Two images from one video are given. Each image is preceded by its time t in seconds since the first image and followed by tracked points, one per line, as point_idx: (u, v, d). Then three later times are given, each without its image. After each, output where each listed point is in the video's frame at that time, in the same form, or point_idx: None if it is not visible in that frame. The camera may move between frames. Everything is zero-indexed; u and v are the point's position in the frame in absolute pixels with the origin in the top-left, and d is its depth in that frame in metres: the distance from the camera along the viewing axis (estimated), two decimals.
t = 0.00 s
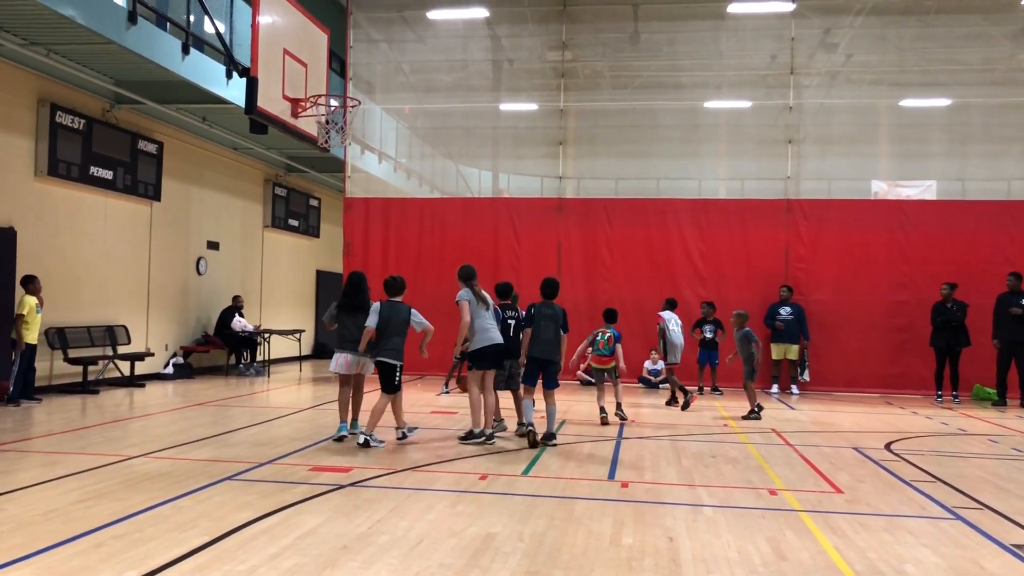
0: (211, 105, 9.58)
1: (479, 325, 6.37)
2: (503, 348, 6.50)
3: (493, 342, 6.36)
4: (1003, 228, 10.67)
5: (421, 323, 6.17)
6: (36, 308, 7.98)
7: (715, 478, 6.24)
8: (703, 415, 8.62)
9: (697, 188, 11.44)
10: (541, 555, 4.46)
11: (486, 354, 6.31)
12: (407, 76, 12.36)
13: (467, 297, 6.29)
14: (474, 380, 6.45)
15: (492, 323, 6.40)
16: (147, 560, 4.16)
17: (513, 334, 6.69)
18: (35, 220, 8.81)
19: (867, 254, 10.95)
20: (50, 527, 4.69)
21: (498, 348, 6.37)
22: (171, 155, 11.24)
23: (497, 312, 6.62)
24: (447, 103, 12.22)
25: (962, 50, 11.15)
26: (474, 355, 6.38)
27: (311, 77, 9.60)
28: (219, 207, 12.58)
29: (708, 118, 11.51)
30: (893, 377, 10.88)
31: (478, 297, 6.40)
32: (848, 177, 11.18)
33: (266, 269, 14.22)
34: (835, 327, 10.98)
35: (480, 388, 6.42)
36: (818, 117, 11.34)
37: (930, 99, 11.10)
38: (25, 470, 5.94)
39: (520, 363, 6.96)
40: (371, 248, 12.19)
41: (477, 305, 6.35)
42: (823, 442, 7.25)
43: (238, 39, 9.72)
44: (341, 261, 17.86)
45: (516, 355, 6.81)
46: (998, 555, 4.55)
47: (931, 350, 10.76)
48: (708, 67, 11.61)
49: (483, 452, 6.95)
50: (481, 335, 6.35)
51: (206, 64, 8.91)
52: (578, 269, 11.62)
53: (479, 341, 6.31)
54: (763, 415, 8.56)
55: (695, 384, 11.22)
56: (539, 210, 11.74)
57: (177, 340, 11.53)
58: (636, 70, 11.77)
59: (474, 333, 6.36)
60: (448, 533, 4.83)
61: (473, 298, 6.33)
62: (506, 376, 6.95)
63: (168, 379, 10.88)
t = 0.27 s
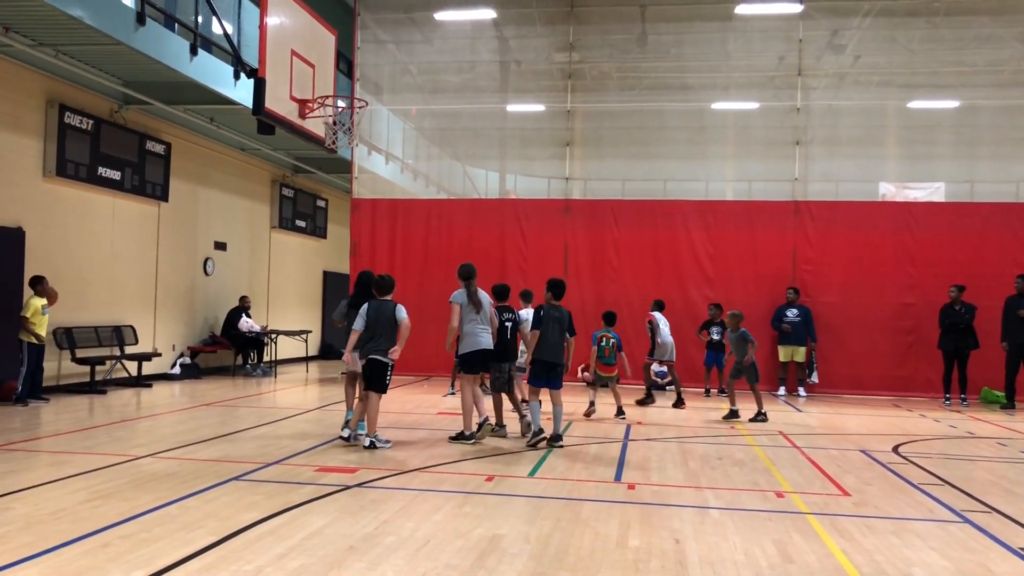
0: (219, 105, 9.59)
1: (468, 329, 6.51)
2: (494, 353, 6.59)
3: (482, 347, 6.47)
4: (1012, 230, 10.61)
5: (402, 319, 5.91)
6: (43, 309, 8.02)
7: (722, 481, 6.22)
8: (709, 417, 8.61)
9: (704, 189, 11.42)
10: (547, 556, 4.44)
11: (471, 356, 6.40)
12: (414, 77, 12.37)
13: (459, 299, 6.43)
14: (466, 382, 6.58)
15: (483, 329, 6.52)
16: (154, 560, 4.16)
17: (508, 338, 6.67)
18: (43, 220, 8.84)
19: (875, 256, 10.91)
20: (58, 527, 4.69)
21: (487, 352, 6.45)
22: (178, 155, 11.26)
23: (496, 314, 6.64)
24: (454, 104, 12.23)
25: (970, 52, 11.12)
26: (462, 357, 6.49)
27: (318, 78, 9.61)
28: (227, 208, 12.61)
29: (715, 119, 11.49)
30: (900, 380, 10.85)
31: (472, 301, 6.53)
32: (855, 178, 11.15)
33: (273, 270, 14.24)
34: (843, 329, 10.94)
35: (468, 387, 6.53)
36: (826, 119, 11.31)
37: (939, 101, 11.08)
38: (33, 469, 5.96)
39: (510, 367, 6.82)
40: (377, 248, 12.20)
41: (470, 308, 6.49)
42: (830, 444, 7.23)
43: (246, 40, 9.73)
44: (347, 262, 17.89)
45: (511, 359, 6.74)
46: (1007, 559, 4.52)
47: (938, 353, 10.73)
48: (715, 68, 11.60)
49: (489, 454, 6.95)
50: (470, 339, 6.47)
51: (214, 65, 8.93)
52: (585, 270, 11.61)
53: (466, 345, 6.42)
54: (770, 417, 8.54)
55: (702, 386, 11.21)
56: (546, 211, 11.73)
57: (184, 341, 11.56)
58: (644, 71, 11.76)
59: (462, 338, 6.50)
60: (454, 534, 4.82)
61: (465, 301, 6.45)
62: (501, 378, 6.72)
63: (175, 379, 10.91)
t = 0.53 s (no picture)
0: (226, 107, 9.62)
1: (462, 330, 6.52)
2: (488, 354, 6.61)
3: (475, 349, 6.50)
4: (1018, 232, 10.58)
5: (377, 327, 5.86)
6: (44, 310, 7.97)
7: (727, 483, 6.21)
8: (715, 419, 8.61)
9: (709, 191, 11.42)
10: (552, 558, 4.43)
11: (465, 359, 6.44)
12: (420, 79, 12.38)
13: (456, 301, 6.42)
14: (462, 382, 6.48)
15: (476, 331, 6.54)
16: (159, 560, 4.17)
17: (507, 337, 6.73)
18: (50, 222, 8.86)
19: (881, 258, 10.90)
20: (64, 527, 4.71)
21: (480, 354, 6.49)
22: (184, 157, 11.29)
23: (490, 315, 6.67)
24: (460, 105, 12.23)
25: (977, 54, 11.10)
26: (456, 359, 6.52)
27: (324, 79, 9.63)
28: (233, 209, 12.64)
29: (721, 121, 11.48)
30: (906, 382, 10.82)
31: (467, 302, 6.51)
32: (861, 180, 11.13)
33: (279, 271, 14.27)
34: (848, 331, 10.93)
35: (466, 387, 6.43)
36: (832, 120, 11.29)
37: (945, 102, 11.06)
38: (39, 470, 5.98)
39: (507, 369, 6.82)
40: (383, 249, 12.21)
41: (465, 309, 6.49)
42: (836, 447, 7.22)
43: (252, 42, 9.75)
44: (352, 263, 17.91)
45: (510, 359, 6.75)
46: (1013, 562, 4.49)
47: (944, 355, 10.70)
48: (721, 70, 11.59)
49: (494, 455, 6.95)
50: (463, 340, 6.51)
51: (220, 67, 8.95)
52: (590, 271, 11.61)
53: (460, 346, 6.47)
54: (775, 420, 8.53)
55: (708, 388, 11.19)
56: (551, 212, 11.74)
57: (190, 341, 11.58)
58: (649, 73, 11.76)
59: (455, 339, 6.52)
60: (459, 535, 4.81)
61: (462, 303, 6.44)
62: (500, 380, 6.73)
63: (181, 380, 10.94)
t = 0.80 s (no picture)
0: (230, 109, 9.63)
1: (456, 330, 6.52)
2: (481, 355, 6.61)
3: (468, 349, 6.50)
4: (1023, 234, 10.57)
5: (374, 328, 5.96)
6: (38, 310, 7.92)
7: (732, 485, 6.21)
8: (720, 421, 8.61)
9: (714, 193, 11.41)
10: (556, 560, 4.43)
11: (456, 359, 6.45)
12: (424, 80, 12.39)
13: (452, 301, 6.44)
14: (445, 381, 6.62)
15: (471, 331, 6.54)
16: (164, 561, 4.18)
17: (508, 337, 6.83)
18: (55, 223, 8.88)
19: (886, 260, 10.89)
20: (69, 528, 4.72)
21: (473, 355, 6.49)
22: (189, 158, 11.31)
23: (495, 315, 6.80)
24: (464, 107, 12.24)
25: (982, 55, 11.08)
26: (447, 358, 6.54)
27: (328, 82, 9.64)
28: (237, 211, 12.66)
29: (725, 123, 11.48)
30: (911, 384, 10.80)
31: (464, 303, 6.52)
32: (866, 182, 11.11)
33: (283, 272, 14.29)
34: (853, 333, 10.92)
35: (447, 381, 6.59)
36: (837, 122, 11.28)
37: (950, 104, 11.04)
38: (44, 470, 5.99)
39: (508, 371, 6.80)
40: (387, 251, 12.23)
41: (461, 310, 6.50)
42: (840, 449, 7.21)
43: (257, 44, 9.77)
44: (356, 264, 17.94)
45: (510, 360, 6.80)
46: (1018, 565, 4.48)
47: (949, 357, 10.68)
48: (726, 72, 11.58)
49: (498, 457, 6.96)
50: (456, 340, 6.51)
51: (225, 69, 8.98)
52: (594, 273, 11.62)
53: (453, 346, 6.48)
54: (779, 422, 8.52)
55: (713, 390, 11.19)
56: (555, 214, 11.75)
57: (194, 342, 11.61)
58: (653, 75, 11.75)
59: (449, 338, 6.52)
60: (463, 537, 4.81)
61: (459, 303, 6.45)
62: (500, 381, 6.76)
63: (185, 381, 10.96)
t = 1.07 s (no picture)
0: (235, 111, 9.66)
1: (445, 331, 6.49)
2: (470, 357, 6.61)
3: (459, 351, 6.49)
4: None
5: (386, 332, 6.20)
6: (44, 311, 7.93)
7: (736, 487, 6.20)
8: (724, 423, 8.60)
9: (718, 195, 11.40)
10: (560, 562, 4.43)
11: (446, 360, 6.43)
12: (428, 83, 12.40)
13: (445, 302, 6.41)
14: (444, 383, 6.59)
15: (461, 332, 6.52)
16: (168, 563, 4.18)
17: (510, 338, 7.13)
18: (60, 226, 8.90)
19: (890, 262, 10.87)
20: (74, 529, 4.72)
21: (464, 356, 6.49)
22: (194, 161, 11.33)
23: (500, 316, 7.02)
24: (468, 110, 12.25)
25: (987, 57, 11.06)
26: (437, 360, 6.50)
27: (333, 84, 9.66)
28: (242, 213, 12.68)
29: (729, 125, 11.48)
30: (916, 387, 10.78)
31: (456, 306, 6.49)
32: (870, 185, 11.10)
33: (287, 274, 14.31)
34: (857, 335, 10.90)
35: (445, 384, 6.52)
36: (841, 124, 11.27)
37: (955, 106, 11.02)
38: (50, 472, 6.01)
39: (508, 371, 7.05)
40: (391, 253, 12.24)
41: (453, 312, 6.45)
42: (845, 452, 7.20)
43: (262, 46, 9.78)
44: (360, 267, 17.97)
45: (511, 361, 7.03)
46: None
47: (954, 359, 10.66)
48: (730, 74, 11.58)
49: (502, 459, 6.96)
50: (445, 342, 6.49)
51: (229, 71, 9.00)
52: (598, 275, 11.62)
53: (443, 348, 6.46)
54: (783, 424, 8.51)
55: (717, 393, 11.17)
56: (559, 216, 11.75)
57: (199, 344, 11.62)
58: (657, 77, 11.75)
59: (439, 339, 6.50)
60: (467, 540, 4.81)
61: (452, 305, 6.44)
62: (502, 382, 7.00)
63: (190, 383, 10.98)
